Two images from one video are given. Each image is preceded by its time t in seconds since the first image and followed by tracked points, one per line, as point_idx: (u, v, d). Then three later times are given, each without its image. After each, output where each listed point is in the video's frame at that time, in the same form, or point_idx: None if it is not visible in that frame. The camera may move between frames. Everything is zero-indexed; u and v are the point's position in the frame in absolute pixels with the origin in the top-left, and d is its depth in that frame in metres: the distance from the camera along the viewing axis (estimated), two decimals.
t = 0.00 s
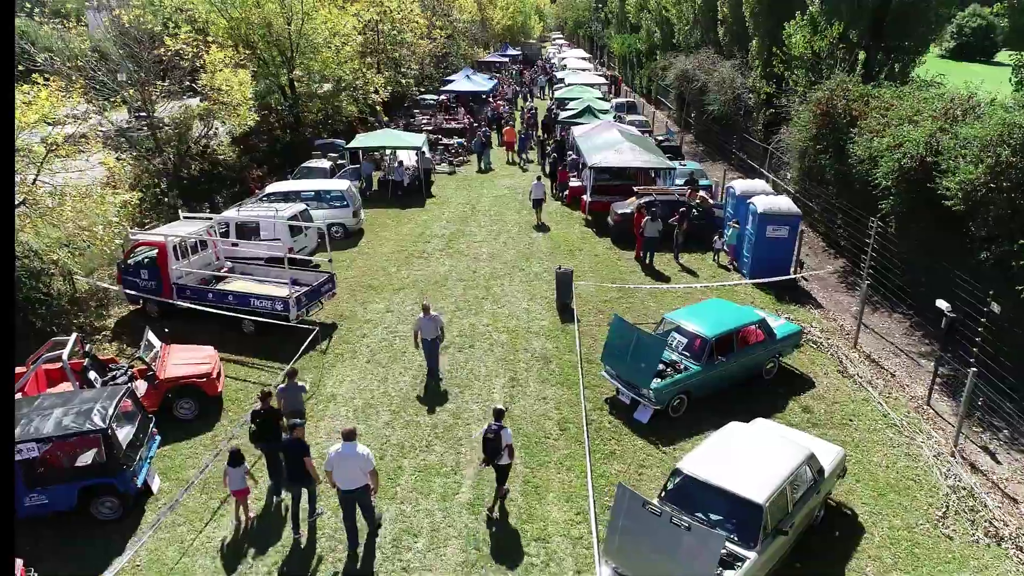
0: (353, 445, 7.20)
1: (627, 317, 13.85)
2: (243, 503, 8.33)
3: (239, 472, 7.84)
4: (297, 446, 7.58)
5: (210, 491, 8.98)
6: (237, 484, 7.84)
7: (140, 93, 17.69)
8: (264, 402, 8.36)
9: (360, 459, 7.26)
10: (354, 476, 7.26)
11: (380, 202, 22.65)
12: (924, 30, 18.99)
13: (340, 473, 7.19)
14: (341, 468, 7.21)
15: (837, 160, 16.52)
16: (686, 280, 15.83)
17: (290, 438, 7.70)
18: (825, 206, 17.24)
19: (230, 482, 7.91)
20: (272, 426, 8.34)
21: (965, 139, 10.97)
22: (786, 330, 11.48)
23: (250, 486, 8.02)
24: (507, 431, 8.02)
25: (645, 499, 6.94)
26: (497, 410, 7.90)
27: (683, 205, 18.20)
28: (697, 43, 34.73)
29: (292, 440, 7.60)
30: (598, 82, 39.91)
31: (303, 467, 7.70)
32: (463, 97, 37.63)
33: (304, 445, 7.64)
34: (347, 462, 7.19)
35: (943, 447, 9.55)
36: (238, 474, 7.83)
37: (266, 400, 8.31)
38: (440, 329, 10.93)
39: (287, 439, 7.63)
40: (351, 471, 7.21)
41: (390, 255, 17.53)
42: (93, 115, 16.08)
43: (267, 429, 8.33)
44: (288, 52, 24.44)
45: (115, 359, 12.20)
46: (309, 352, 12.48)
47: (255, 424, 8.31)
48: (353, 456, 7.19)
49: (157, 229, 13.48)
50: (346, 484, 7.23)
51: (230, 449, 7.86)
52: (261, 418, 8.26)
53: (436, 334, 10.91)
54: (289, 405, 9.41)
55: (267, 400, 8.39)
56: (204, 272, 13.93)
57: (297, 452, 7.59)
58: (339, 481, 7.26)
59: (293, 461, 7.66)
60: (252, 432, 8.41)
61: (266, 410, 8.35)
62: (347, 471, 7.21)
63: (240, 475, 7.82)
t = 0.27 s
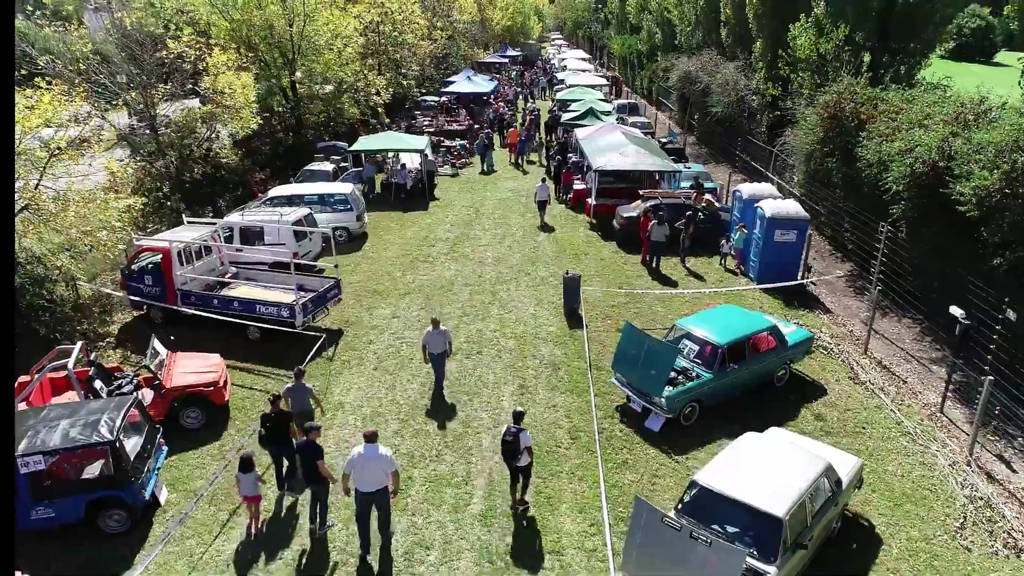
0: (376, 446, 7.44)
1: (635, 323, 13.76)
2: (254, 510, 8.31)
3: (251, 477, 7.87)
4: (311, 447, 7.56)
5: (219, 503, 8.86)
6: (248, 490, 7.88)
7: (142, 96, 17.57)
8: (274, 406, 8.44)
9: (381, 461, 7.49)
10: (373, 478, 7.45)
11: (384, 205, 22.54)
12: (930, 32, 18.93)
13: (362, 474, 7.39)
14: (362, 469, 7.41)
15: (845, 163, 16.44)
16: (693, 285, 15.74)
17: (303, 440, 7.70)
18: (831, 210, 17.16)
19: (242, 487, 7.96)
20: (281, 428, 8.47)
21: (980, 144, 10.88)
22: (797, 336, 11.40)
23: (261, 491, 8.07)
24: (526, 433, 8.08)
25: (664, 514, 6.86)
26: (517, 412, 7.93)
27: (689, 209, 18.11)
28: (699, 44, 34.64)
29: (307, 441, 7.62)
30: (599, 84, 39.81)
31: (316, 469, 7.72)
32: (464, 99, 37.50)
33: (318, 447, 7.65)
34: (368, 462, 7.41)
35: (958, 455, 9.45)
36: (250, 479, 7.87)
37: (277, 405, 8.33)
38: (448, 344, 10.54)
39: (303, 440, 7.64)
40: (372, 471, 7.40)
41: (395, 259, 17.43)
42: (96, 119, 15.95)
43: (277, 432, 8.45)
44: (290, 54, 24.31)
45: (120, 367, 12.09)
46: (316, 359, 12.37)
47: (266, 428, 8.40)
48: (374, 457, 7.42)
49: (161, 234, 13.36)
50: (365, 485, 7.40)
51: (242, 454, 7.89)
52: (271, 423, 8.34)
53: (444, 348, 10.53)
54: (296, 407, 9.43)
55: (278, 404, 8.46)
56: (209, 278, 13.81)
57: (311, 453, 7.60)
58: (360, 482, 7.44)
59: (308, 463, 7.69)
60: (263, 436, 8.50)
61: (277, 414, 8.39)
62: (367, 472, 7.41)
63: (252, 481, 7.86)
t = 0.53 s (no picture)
0: (389, 454, 7.52)
1: (642, 331, 13.69)
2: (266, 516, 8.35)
3: (259, 485, 7.96)
4: (324, 455, 7.60)
5: (227, 517, 8.78)
6: (256, 499, 7.96)
7: (145, 102, 17.48)
8: (286, 415, 8.51)
9: (395, 468, 7.58)
10: (390, 484, 7.58)
11: (386, 210, 22.44)
12: (935, 35, 18.88)
13: (377, 481, 7.51)
14: (378, 477, 7.51)
15: (851, 169, 16.37)
16: (700, 292, 15.68)
17: (315, 449, 7.73)
18: (837, 215, 17.08)
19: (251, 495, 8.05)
20: (293, 436, 8.54)
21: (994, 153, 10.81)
22: (807, 346, 11.34)
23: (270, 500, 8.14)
24: (545, 441, 8.25)
25: (681, 533, 6.84)
26: (533, 420, 8.15)
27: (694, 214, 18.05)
28: (701, 47, 34.53)
29: (319, 449, 7.64)
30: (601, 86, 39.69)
31: (327, 477, 7.72)
32: (465, 101, 37.40)
33: (330, 455, 7.66)
34: (384, 470, 7.52)
35: (971, 467, 9.37)
36: (257, 488, 7.94)
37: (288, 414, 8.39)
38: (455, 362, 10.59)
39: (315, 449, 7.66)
40: (388, 478, 7.53)
41: (399, 265, 17.34)
42: (99, 125, 15.88)
43: (288, 440, 8.53)
44: (291, 57, 24.23)
45: (125, 376, 12.01)
46: (321, 369, 12.28)
47: (277, 437, 8.48)
48: (389, 464, 7.52)
49: (165, 242, 13.28)
50: (381, 492, 7.54)
51: (249, 463, 7.95)
52: (283, 431, 8.41)
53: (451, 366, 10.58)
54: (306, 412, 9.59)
55: (290, 412, 8.54)
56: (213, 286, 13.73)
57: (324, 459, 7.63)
58: (375, 489, 7.57)
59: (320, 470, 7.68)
60: (274, 444, 8.58)
61: (289, 422, 8.47)
62: (383, 479, 7.52)
63: (259, 490, 7.94)
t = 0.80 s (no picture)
0: (395, 459, 7.54)
1: (649, 339, 13.63)
2: (280, 524, 8.44)
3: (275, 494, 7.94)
4: (334, 460, 7.75)
5: (235, 532, 8.71)
6: (271, 508, 7.95)
7: (148, 107, 17.41)
8: (302, 420, 8.51)
9: (402, 473, 7.58)
10: (398, 490, 7.56)
11: (389, 215, 22.36)
12: (940, 40, 18.83)
13: (386, 488, 7.50)
14: (386, 484, 7.49)
15: (857, 175, 16.32)
16: (706, 298, 15.62)
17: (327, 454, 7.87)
18: (843, 221, 17.03)
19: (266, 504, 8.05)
20: (310, 443, 8.49)
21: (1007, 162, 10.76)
22: (816, 355, 11.30)
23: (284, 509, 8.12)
24: (564, 443, 8.31)
25: (697, 550, 7.01)
26: (552, 424, 8.17)
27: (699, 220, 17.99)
28: (704, 49, 34.48)
29: (330, 455, 7.81)
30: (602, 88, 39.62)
31: (338, 483, 7.88)
32: (467, 104, 37.32)
33: (341, 461, 7.83)
34: (391, 476, 7.50)
35: (983, 479, 9.31)
36: (272, 497, 7.93)
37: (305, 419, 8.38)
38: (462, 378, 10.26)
39: (326, 453, 7.83)
40: (396, 484, 7.50)
41: (404, 272, 17.27)
42: (102, 131, 15.80)
43: (305, 447, 8.48)
44: (293, 61, 24.15)
45: (130, 386, 11.94)
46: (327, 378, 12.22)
47: (294, 442, 8.43)
48: (396, 470, 7.51)
49: (170, 250, 13.22)
50: (391, 498, 7.52)
51: (267, 472, 7.91)
52: (300, 437, 8.39)
53: (458, 382, 10.23)
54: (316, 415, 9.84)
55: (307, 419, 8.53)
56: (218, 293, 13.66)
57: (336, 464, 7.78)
58: (385, 496, 7.56)
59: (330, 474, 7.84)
60: (291, 449, 8.51)
61: (306, 429, 8.48)
62: (391, 485, 7.50)
63: (274, 500, 7.92)
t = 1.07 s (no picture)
0: (397, 456, 7.63)
1: (654, 342, 13.57)
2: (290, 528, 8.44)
3: (291, 496, 7.93)
4: (343, 460, 7.89)
5: (240, 538, 8.64)
6: (287, 510, 7.93)
7: (149, 109, 17.34)
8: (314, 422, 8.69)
9: (404, 469, 7.69)
10: (399, 486, 7.70)
11: (391, 216, 22.29)
12: (944, 41, 18.78)
13: (387, 483, 7.65)
14: (386, 479, 7.64)
15: (861, 177, 16.28)
16: (709, 301, 15.57)
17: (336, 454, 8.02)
18: (847, 223, 16.98)
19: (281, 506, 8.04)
20: (322, 442, 8.66)
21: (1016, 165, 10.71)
22: (823, 359, 11.24)
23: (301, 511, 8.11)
24: (575, 441, 8.48)
25: (708, 557, 7.02)
26: (562, 423, 8.34)
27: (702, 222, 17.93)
28: (705, 50, 34.43)
29: (338, 454, 7.93)
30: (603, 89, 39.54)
31: (349, 481, 8.04)
32: (467, 105, 37.24)
33: (351, 460, 7.95)
34: (392, 471, 7.63)
35: (992, 484, 9.25)
36: (287, 498, 7.91)
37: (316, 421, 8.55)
38: (465, 390, 9.95)
39: (334, 452, 7.97)
40: (396, 480, 7.64)
41: (406, 274, 17.18)
42: (103, 133, 15.73)
43: (316, 445, 8.66)
44: (294, 62, 24.08)
45: (132, 391, 11.87)
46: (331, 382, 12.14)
47: (305, 443, 8.62)
48: (396, 466, 7.63)
49: (172, 253, 13.15)
50: (393, 494, 7.67)
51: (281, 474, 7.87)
52: (310, 438, 8.56)
53: (460, 395, 9.92)
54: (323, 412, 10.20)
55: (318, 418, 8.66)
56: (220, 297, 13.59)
57: (346, 465, 7.90)
58: (388, 492, 7.72)
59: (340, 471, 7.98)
60: (302, 450, 8.69)
61: (317, 429, 8.60)
62: (392, 481, 7.65)
63: (290, 501, 7.91)
